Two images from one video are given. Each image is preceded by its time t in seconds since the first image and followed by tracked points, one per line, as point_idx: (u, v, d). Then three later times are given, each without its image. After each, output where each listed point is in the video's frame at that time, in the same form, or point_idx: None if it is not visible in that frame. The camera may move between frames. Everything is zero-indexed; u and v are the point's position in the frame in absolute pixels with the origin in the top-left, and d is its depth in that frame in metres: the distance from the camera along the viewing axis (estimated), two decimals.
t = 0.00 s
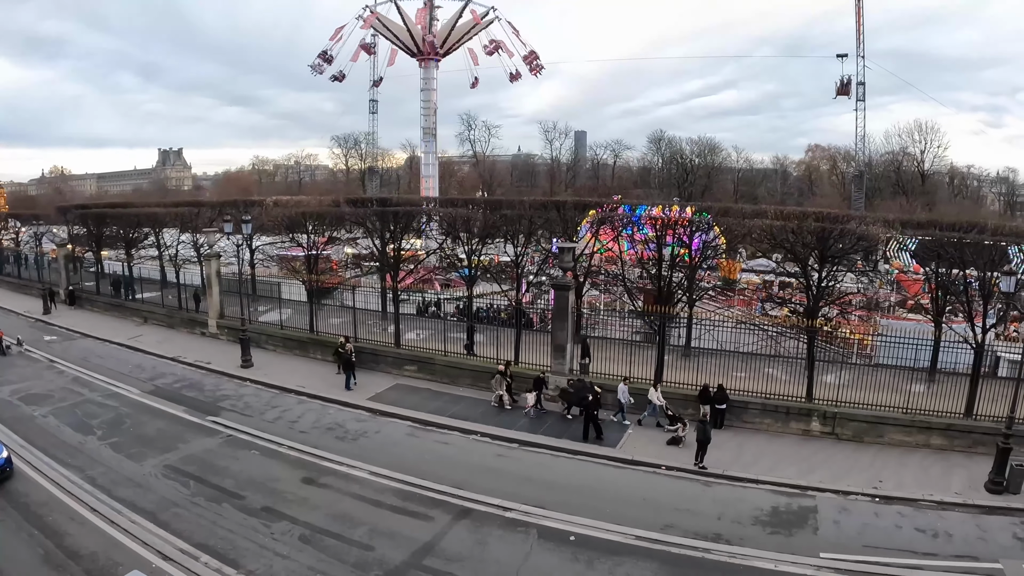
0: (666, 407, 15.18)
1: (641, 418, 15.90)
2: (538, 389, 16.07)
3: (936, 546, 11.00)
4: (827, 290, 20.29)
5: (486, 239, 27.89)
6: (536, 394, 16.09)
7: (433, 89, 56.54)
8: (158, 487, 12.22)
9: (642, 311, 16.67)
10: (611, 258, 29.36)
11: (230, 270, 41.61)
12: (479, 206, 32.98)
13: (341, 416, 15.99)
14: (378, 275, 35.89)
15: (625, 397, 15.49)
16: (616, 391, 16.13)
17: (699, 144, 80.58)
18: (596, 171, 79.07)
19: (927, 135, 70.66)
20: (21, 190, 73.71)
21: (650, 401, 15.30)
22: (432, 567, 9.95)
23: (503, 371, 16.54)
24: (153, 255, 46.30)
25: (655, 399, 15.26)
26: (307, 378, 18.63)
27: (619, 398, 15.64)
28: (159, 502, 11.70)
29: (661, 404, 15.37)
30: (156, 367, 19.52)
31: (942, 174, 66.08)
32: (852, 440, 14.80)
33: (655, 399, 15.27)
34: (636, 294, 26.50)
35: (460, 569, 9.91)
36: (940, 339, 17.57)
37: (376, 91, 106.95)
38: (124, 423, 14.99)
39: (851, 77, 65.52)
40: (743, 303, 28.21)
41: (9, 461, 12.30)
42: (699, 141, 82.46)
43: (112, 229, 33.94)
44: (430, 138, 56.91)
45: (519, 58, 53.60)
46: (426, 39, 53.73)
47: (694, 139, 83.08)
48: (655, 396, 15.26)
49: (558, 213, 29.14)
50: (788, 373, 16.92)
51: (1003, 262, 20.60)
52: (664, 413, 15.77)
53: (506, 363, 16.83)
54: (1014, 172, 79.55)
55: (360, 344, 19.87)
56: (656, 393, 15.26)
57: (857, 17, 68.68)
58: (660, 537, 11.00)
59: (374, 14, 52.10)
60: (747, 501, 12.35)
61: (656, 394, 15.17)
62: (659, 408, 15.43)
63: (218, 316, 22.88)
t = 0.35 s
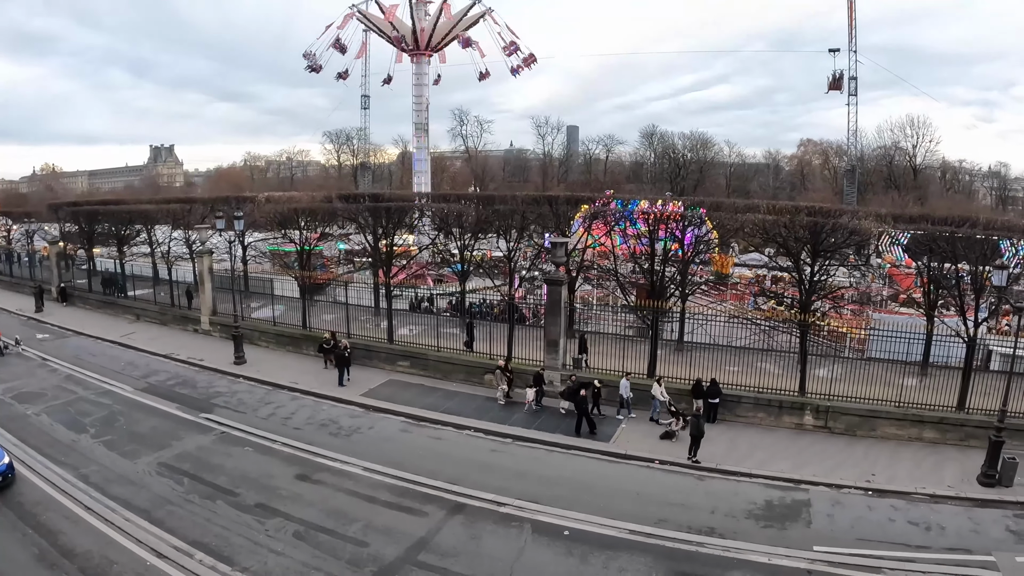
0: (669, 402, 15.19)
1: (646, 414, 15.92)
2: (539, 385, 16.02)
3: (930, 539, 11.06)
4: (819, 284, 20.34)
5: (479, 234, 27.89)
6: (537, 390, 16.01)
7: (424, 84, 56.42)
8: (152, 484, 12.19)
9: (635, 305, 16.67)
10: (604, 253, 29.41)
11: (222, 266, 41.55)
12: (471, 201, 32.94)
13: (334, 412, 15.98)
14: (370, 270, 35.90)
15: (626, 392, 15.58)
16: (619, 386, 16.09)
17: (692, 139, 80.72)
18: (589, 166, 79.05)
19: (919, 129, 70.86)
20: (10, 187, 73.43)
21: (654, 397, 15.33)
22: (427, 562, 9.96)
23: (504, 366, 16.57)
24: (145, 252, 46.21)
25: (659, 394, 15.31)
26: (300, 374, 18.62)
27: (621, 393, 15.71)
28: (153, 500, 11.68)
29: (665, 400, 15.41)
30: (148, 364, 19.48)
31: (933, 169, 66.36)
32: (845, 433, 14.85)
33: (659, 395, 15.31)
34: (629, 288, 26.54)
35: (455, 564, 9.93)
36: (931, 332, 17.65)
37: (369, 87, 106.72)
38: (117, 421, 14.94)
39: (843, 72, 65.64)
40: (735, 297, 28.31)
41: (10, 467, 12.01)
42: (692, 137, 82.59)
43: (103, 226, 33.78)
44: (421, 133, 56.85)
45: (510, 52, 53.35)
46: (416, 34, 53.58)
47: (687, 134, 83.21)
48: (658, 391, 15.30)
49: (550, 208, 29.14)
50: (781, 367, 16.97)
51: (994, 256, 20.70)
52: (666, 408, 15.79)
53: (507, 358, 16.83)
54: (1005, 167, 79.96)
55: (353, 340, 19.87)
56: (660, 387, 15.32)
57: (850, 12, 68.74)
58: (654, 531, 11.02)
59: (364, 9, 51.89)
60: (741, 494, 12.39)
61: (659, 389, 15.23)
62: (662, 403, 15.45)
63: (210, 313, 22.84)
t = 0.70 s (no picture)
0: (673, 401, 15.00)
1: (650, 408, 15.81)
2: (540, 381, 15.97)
3: (922, 531, 11.11)
4: (811, 278, 20.40)
5: (472, 229, 27.88)
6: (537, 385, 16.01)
7: (417, 78, 56.32)
8: (146, 481, 12.17)
9: (628, 299, 16.69)
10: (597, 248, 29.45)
11: (215, 263, 41.48)
12: (463, 196, 32.93)
13: (328, 408, 15.97)
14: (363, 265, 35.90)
15: (630, 386, 15.56)
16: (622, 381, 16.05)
17: (684, 133, 80.82)
18: (582, 160, 79.01)
19: (911, 124, 71.10)
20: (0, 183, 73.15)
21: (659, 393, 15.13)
22: (421, 558, 9.97)
23: (505, 362, 16.48)
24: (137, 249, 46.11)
25: (664, 391, 15.11)
26: (294, 370, 18.60)
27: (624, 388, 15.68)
28: (147, 497, 11.66)
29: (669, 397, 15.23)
30: (141, 361, 19.43)
31: (925, 163, 66.61)
32: (838, 427, 14.90)
33: (663, 392, 15.12)
34: (622, 283, 26.59)
35: (449, 559, 9.94)
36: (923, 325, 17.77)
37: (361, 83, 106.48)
38: (110, 418, 14.90)
39: (835, 66, 65.73)
40: (728, 291, 28.41)
41: (13, 472, 11.70)
42: (685, 131, 82.68)
43: (95, 223, 33.64)
44: (414, 129, 56.80)
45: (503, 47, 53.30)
46: (408, 29, 53.48)
47: (680, 129, 83.30)
48: (663, 388, 15.12)
49: (543, 203, 29.14)
50: (774, 361, 17.02)
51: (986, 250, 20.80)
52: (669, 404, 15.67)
53: (507, 354, 16.71)
54: (996, 161, 80.30)
55: (346, 336, 19.85)
56: (665, 385, 15.14)
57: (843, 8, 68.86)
58: (648, 525, 11.05)
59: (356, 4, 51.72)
60: (734, 488, 12.43)
61: (664, 386, 15.04)
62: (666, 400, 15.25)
63: (203, 309, 22.78)
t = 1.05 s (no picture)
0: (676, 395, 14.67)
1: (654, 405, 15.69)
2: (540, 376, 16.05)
3: (915, 524, 11.16)
4: (804, 272, 20.44)
5: (464, 224, 27.91)
6: (536, 379, 16.04)
7: (409, 73, 56.25)
8: (140, 478, 12.15)
9: (621, 294, 16.68)
10: (590, 242, 29.49)
11: (207, 259, 41.38)
12: (456, 190, 32.90)
13: (321, 403, 15.95)
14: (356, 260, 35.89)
15: (633, 381, 15.53)
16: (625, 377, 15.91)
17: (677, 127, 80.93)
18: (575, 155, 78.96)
19: (903, 118, 71.29)
20: None
21: (660, 389, 14.79)
22: (416, 553, 9.98)
23: (505, 357, 16.53)
24: (129, 245, 45.92)
25: (666, 387, 14.75)
26: (287, 366, 18.58)
27: (628, 383, 15.63)
28: (141, 494, 11.64)
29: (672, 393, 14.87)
30: (134, 357, 19.38)
31: (917, 157, 66.82)
32: (831, 420, 14.95)
33: (665, 387, 14.77)
34: (614, 277, 26.62)
35: (443, 554, 9.95)
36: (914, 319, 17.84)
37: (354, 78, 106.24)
38: (104, 415, 14.86)
39: (828, 60, 65.84)
40: (720, 285, 28.52)
41: (16, 477, 11.40)
42: (678, 125, 82.77)
43: (87, 220, 33.50)
44: (406, 124, 56.73)
45: (495, 42, 53.25)
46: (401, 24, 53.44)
47: (673, 123, 83.39)
48: (665, 383, 14.78)
49: (536, 197, 29.15)
50: (767, 355, 17.07)
51: (977, 244, 20.89)
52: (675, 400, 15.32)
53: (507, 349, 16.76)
54: (988, 155, 80.59)
55: (340, 331, 19.84)
56: (666, 380, 14.78)
57: (836, 2, 68.90)
58: (642, 518, 11.08)
59: None
60: (727, 481, 12.46)
61: (666, 381, 14.70)
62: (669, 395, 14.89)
63: (196, 306, 22.73)
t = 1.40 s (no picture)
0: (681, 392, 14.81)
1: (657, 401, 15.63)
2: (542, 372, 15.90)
3: (909, 516, 11.22)
4: (796, 265, 20.50)
5: (457, 219, 27.93)
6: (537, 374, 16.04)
7: (401, 68, 56.16)
8: (134, 475, 12.13)
9: (614, 288, 16.70)
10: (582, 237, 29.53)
11: (200, 254, 41.26)
12: (448, 185, 32.89)
13: (315, 399, 15.94)
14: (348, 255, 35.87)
15: (636, 376, 15.45)
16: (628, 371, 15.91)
17: (670, 122, 81.02)
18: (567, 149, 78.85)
19: (895, 112, 71.48)
20: None
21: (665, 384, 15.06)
22: (410, 547, 9.98)
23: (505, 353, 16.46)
24: (121, 241, 45.75)
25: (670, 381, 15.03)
26: (280, 361, 18.58)
27: (631, 378, 15.52)
28: (135, 491, 11.62)
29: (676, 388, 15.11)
30: (128, 354, 19.33)
31: (909, 151, 67.04)
32: (824, 413, 15.01)
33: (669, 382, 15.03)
34: (607, 271, 26.72)
35: (438, 549, 9.96)
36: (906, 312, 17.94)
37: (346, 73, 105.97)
38: (97, 413, 14.82)
39: (820, 54, 65.93)
40: (713, 279, 28.64)
41: (20, 483, 11.14)
42: (670, 119, 82.85)
43: (78, 217, 33.35)
44: (398, 118, 56.66)
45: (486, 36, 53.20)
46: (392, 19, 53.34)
47: (665, 117, 83.46)
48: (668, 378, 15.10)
49: (528, 191, 29.15)
50: (760, 348, 17.12)
51: (969, 237, 20.99)
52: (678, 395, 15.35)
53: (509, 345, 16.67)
54: (979, 148, 80.93)
55: (333, 327, 19.83)
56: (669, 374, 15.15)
57: None
58: (636, 512, 11.11)
59: None
60: (721, 474, 12.50)
61: (669, 375, 15.05)
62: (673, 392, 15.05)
63: (189, 302, 22.69)
